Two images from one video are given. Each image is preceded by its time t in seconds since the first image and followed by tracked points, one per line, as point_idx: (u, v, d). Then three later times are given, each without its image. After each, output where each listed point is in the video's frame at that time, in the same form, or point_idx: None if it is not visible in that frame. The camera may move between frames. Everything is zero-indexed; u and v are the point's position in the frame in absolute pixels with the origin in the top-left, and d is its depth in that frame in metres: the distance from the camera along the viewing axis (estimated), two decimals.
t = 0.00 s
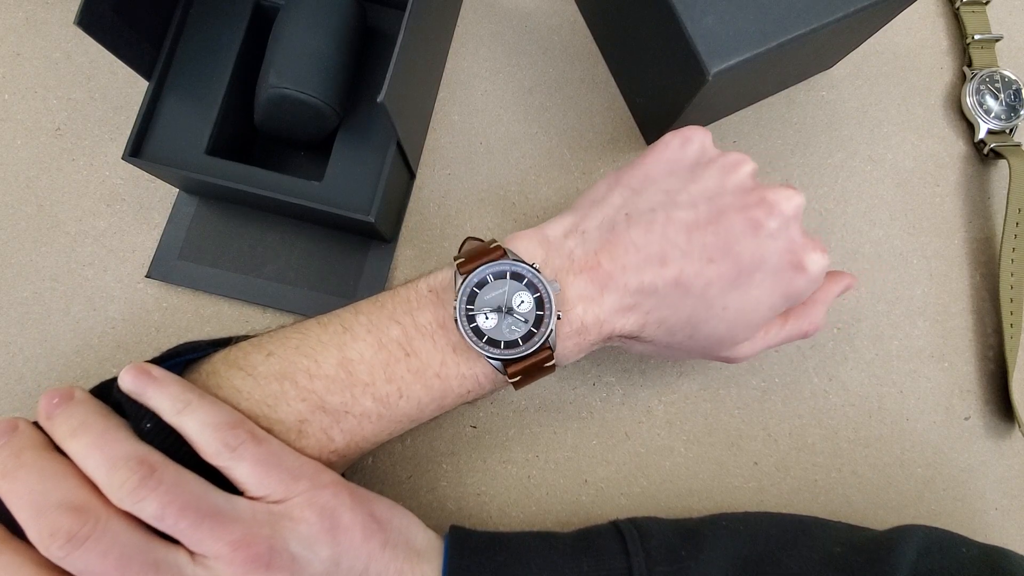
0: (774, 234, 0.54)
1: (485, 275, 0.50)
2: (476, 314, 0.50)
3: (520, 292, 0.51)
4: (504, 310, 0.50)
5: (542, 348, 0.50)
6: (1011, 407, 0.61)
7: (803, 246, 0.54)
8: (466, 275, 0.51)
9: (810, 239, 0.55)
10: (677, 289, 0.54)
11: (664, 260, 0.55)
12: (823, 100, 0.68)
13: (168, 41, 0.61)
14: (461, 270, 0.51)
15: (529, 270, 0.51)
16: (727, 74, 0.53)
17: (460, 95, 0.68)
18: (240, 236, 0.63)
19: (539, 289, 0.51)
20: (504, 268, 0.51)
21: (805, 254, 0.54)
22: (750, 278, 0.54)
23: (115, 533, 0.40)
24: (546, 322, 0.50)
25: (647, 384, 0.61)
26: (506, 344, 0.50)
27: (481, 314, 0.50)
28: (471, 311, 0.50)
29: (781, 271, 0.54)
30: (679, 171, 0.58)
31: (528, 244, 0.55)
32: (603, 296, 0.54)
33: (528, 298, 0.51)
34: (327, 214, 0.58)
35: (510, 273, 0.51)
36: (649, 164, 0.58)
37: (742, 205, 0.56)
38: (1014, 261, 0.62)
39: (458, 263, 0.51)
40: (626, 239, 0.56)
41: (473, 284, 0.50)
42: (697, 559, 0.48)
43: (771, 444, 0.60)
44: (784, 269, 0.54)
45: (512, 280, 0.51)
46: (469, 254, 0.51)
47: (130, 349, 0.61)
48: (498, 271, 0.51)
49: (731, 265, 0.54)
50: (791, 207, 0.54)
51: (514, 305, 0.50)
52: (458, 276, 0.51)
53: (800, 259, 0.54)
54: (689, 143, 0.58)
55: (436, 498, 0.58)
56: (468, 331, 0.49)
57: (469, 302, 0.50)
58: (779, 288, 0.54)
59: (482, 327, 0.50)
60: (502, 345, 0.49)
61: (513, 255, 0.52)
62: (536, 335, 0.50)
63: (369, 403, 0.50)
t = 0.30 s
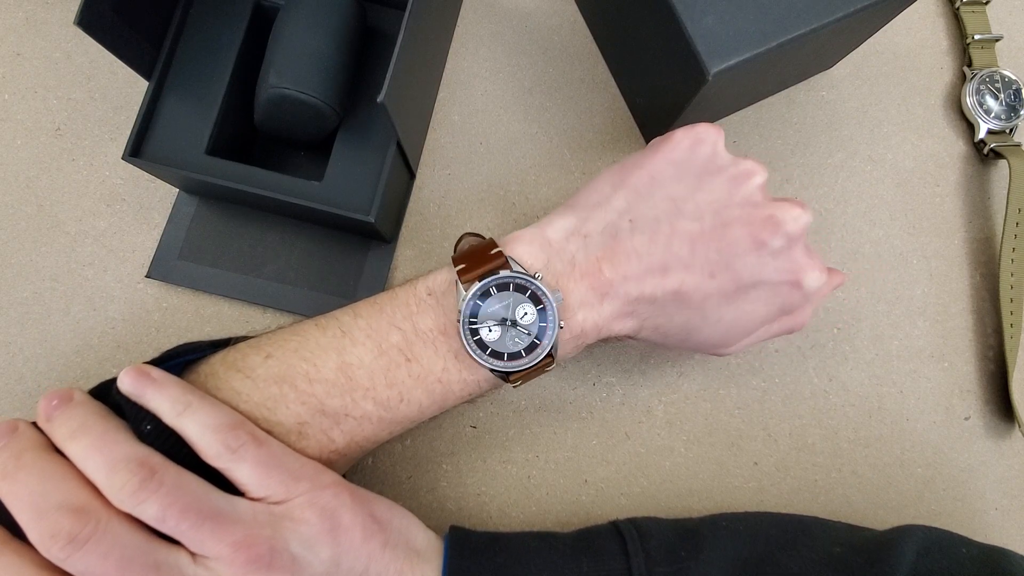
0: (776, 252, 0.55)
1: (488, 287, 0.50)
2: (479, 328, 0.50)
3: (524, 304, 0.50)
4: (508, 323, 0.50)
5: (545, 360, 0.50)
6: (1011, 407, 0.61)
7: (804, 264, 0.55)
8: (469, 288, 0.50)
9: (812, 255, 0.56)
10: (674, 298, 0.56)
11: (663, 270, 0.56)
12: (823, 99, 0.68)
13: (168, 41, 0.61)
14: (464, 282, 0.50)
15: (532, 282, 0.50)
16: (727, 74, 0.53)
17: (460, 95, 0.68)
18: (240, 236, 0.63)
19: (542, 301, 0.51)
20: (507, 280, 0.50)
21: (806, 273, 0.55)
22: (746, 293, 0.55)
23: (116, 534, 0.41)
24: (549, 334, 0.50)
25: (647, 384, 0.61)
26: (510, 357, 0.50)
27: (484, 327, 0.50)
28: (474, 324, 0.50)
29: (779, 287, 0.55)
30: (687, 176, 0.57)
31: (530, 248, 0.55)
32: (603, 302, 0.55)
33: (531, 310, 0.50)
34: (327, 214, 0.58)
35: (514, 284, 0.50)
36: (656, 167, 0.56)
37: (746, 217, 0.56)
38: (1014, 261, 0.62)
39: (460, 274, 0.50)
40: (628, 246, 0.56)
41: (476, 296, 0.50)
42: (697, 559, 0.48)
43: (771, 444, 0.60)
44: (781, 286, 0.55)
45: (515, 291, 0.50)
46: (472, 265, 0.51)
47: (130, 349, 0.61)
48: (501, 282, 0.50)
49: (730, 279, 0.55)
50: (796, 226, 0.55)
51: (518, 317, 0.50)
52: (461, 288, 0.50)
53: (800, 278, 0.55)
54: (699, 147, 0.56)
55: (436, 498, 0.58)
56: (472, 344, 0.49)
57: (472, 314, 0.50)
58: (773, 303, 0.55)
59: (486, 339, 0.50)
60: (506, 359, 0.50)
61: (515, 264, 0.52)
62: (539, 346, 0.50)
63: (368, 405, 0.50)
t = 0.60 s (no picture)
0: (775, 257, 0.55)
1: (489, 290, 0.50)
2: (480, 331, 0.50)
3: (524, 308, 0.50)
4: (508, 326, 0.50)
5: (546, 364, 0.50)
6: (1011, 407, 0.61)
7: (802, 270, 0.54)
8: (470, 291, 0.50)
9: (811, 259, 0.55)
10: (671, 299, 0.56)
11: (661, 272, 0.56)
12: (823, 100, 0.68)
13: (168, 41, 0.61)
14: (465, 286, 0.50)
15: (533, 285, 0.50)
16: (727, 74, 0.53)
17: (460, 95, 0.68)
18: (240, 235, 0.63)
19: (543, 304, 0.51)
20: (507, 284, 0.50)
21: (804, 278, 0.54)
22: (742, 296, 0.56)
23: (117, 536, 0.41)
24: (550, 337, 0.50)
25: (647, 384, 0.61)
26: (511, 361, 0.49)
27: (485, 331, 0.50)
28: (475, 328, 0.50)
29: (776, 293, 0.55)
30: (689, 177, 0.56)
31: (529, 249, 0.55)
32: (600, 303, 0.56)
33: (532, 313, 0.50)
34: (327, 215, 0.58)
35: (514, 288, 0.50)
36: (658, 167, 0.56)
37: (746, 221, 0.55)
38: (1014, 261, 0.62)
39: (460, 277, 0.50)
40: (628, 248, 0.56)
41: (477, 301, 0.50)
42: (697, 560, 0.48)
43: (771, 444, 0.60)
44: (779, 292, 0.55)
45: (516, 295, 0.50)
46: (473, 268, 0.51)
47: (130, 349, 0.61)
48: (502, 286, 0.50)
49: (726, 282, 0.56)
50: (796, 233, 0.54)
51: (519, 321, 0.50)
52: (462, 291, 0.50)
53: (798, 284, 0.54)
54: (702, 149, 0.55)
55: (436, 498, 0.58)
56: (473, 348, 0.49)
57: (473, 318, 0.50)
58: (770, 306, 0.56)
59: (487, 343, 0.50)
60: (507, 362, 0.49)
61: (515, 267, 0.52)
62: (541, 350, 0.50)
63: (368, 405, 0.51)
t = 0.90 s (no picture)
0: (777, 215, 0.54)
1: (485, 278, 0.50)
2: (476, 317, 0.50)
3: (521, 294, 0.50)
4: (504, 313, 0.50)
5: (542, 350, 0.50)
6: (1011, 407, 0.61)
7: (810, 225, 0.53)
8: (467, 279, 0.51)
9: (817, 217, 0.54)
10: (686, 283, 0.54)
11: (669, 255, 0.55)
12: (823, 99, 0.68)
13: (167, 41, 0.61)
14: (462, 274, 0.51)
15: (529, 272, 0.51)
16: (727, 74, 0.53)
17: (460, 95, 0.68)
18: (240, 235, 0.63)
19: (539, 291, 0.50)
20: (505, 271, 0.51)
21: (813, 232, 0.53)
22: (759, 265, 0.53)
23: (112, 550, 0.41)
24: (546, 323, 0.50)
25: (647, 384, 0.61)
26: (506, 347, 0.49)
27: (480, 317, 0.50)
28: (471, 315, 0.50)
29: (791, 252, 0.53)
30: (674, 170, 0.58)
31: (530, 250, 0.56)
32: (609, 298, 0.54)
33: (528, 300, 0.50)
34: (329, 215, 0.58)
35: (511, 275, 0.51)
36: (645, 167, 0.58)
37: (742, 192, 0.55)
38: (1014, 261, 0.62)
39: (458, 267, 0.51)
40: (630, 239, 0.56)
41: (474, 286, 0.50)
42: (697, 566, 0.49)
43: (771, 444, 0.60)
44: (794, 250, 0.53)
45: (513, 282, 0.51)
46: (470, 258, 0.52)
47: (129, 349, 0.61)
48: (498, 274, 0.51)
49: (737, 253, 0.54)
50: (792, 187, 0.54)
51: (514, 308, 0.50)
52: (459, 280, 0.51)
53: (810, 237, 0.53)
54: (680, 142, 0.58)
55: (436, 499, 0.58)
56: (468, 334, 0.49)
57: (470, 304, 0.50)
58: (791, 268, 0.52)
59: (483, 329, 0.50)
60: (501, 349, 0.49)
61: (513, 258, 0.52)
62: (537, 337, 0.50)
63: (365, 410, 0.50)
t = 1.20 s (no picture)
0: (767, 188, 0.56)
1: (480, 265, 0.51)
2: (469, 299, 0.50)
3: (515, 278, 0.50)
4: (497, 294, 0.50)
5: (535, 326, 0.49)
6: (1011, 407, 0.61)
7: (801, 194, 0.55)
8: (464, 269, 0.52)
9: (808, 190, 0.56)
10: (688, 260, 0.54)
11: (669, 242, 0.55)
12: (823, 100, 0.68)
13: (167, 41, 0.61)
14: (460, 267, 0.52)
15: (523, 258, 0.51)
16: (727, 74, 0.53)
17: (460, 95, 0.68)
18: (240, 235, 0.63)
19: (533, 274, 0.50)
20: (501, 259, 0.51)
21: (806, 199, 0.54)
22: (760, 235, 0.54)
23: (105, 559, 0.41)
24: (539, 301, 0.49)
25: (647, 384, 0.61)
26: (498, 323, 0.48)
27: (474, 299, 0.50)
28: (465, 297, 0.50)
29: (788, 218, 0.54)
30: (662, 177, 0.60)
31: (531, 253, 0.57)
32: (610, 284, 0.54)
33: (522, 282, 0.50)
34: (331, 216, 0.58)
35: (506, 262, 0.51)
36: (637, 179, 0.61)
37: (730, 174, 0.57)
38: (1014, 261, 0.62)
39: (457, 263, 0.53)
40: (628, 234, 0.56)
41: (469, 273, 0.51)
42: (698, 569, 0.48)
43: (771, 444, 0.60)
44: (791, 216, 0.54)
45: (507, 268, 0.51)
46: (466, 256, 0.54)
47: (129, 349, 0.61)
48: (493, 261, 0.51)
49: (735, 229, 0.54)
50: (776, 165, 0.56)
51: (508, 289, 0.50)
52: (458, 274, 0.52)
53: (805, 203, 0.54)
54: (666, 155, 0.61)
55: (436, 498, 0.58)
56: (462, 314, 0.49)
57: (465, 289, 0.50)
58: (792, 230, 0.53)
59: (476, 310, 0.49)
60: (493, 325, 0.48)
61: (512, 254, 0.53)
62: (529, 313, 0.49)
63: (361, 407, 0.50)
